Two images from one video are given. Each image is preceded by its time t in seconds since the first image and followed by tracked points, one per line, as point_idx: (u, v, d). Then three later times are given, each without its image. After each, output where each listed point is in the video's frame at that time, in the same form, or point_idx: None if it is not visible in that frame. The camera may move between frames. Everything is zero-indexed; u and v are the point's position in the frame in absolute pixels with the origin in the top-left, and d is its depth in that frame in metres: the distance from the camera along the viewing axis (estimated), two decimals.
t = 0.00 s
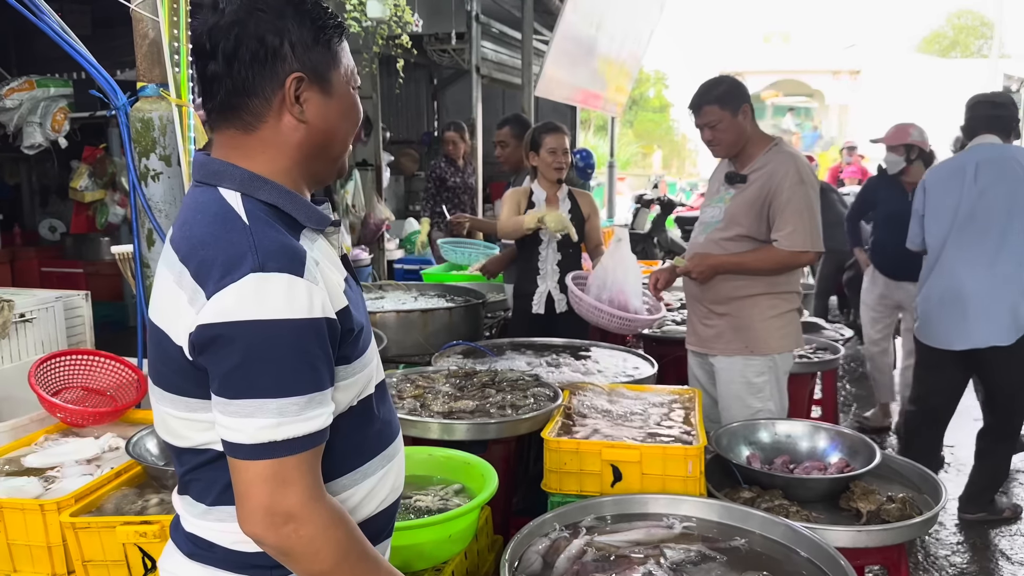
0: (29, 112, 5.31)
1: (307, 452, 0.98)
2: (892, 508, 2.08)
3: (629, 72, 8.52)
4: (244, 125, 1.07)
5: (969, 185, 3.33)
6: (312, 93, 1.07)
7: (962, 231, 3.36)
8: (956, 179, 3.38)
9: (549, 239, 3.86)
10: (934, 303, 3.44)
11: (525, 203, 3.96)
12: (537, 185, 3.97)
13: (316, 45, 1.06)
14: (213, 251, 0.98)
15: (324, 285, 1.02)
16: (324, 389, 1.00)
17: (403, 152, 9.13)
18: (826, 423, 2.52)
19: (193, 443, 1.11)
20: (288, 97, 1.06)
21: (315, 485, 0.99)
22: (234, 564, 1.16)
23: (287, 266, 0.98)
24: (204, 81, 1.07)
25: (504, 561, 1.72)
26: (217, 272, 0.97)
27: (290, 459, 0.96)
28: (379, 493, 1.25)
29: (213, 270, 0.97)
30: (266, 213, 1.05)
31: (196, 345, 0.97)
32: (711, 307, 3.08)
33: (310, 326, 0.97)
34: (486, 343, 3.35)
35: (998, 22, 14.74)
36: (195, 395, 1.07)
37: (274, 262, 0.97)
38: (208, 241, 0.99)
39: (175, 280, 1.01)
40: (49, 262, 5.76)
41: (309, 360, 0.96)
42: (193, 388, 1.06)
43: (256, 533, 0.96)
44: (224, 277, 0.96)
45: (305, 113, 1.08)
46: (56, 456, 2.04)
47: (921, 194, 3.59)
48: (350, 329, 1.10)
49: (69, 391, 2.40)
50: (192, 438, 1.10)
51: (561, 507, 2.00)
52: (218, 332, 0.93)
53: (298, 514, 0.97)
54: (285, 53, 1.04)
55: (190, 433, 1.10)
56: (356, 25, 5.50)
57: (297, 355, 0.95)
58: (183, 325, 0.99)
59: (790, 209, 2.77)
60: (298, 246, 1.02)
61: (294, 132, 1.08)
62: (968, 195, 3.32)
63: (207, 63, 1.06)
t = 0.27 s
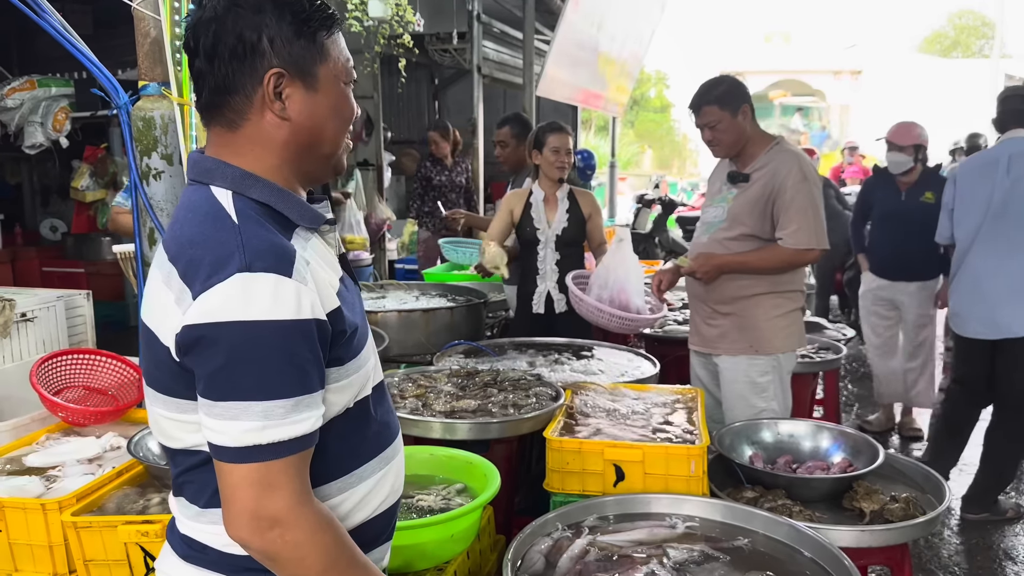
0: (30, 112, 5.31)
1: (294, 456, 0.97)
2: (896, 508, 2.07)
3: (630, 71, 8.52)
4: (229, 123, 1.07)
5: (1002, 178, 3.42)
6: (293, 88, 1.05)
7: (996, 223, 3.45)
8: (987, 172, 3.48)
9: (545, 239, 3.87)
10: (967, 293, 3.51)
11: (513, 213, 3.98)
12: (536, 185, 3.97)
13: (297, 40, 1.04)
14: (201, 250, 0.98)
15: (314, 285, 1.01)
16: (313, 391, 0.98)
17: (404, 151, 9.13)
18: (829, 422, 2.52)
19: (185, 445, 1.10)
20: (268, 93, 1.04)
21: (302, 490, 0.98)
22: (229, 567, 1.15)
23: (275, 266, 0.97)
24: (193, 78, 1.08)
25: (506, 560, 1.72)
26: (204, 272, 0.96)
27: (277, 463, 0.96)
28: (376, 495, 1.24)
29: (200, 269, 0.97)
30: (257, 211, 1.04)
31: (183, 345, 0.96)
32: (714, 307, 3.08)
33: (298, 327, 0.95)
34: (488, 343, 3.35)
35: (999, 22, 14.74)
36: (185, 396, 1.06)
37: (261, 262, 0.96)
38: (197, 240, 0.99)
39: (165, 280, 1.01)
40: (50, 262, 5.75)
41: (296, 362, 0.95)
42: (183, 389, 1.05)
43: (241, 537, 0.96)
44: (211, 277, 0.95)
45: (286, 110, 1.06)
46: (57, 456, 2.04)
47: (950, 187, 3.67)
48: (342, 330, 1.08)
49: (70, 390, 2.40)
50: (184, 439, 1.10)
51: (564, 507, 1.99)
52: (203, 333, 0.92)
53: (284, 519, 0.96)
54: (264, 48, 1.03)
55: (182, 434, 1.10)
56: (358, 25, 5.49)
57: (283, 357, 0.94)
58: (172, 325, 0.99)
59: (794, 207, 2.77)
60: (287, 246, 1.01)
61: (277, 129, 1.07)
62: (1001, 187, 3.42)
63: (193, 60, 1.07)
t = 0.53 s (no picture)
0: (32, 112, 5.32)
1: (276, 467, 0.97)
2: (896, 509, 2.07)
3: (632, 71, 8.52)
4: (209, 125, 1.07)
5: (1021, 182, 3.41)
6: (270, 89, 1.04)
7: (1015, 227, 3.44)
8: (1007, 176, 3.48)
9: (542, 240, 3.86)
10: (988, 296, 3.53)
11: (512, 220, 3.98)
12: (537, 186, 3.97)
13: (275, 39, 1.03)
14: (181, 258, 0.98)
15: (295, 292, 1.00)
16: (295, 401, 0.98)
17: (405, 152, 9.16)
18: (830, 423, 2.52)
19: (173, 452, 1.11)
20: (245, 94, 1.03)
21: (284, 500, 0.98)
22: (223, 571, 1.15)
23: (253, 274, 0.96)
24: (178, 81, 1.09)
25: (506, 561, 1.72)
26: (183, 280, 0.96)
27: (258, 474, 0.95)
28: (370, 500, 1.23)
29: (179, 278, 0.97)
30: (240, 218, 1.03)
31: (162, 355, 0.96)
32: (717, 308, 3.08)
33: (277, 336, 0.95)
34: (489, 344, 3.35)
35: (1001, 22, 14.74)
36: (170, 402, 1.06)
37: (240, 270, 0.96)
38: (177, 248, 0.99)
39: (147, 289, 1.01)
40: (52, 263, 5.76)
41: (276, 371, 0.95)
42: (167, 397, 1.05)
43: (224, 548, 0.96)
44: (189, 286, 0.95)
45: (263, 111, 1.05)
46: (59, 456, 2.04)
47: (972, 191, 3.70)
48: (327, 337, 1.07)
49: (72, 391, 2.41)
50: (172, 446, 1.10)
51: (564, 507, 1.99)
52: (181, 343, 0.92)
53: (266, 530, 0.96)
54: (240, 49, 1.02)
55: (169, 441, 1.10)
56: (359, 25, 5.49)
57: (261, 367, 0.93)
58: (151, 333, 0.99)
59: (802, 206, 2.77)
60: (268, 253, 1.01)
61: (256, 131, 1.06)
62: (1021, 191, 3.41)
63: (177, 63, 1.08)
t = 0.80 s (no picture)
0: (35, 113, 5.32)
1: (251, 475, 0.97)
2: (898, 510, 2.07)
3: (634, 71, 8.52)
4: (186, 129, 1.08)
5: None
6: (243, 91, 1.03)
7: None
8: None
9: (545, 240, 3.87)
10: (1004, 291, 3.74)
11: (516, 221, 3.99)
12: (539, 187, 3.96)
13: (246, 40, 1.02)
14: (157, 264, 0.97)
15: (271, 299, 0.99)
16: (270, 408, 0.97)
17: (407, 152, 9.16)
18: (831, 424, 2.51)
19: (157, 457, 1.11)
20: (216, 97, 1.03)
21: (261, 510, 0.98)
22: None
23: (226, 281, 0.96)
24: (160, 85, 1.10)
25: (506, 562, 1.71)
26: (156, 287, 0.96)
27: (233, 482, 0.95)
28: (361, 504, 1.23)
29: (153, 284, 0.96)
30: (217, 223, 1.03)
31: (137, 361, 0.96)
32: (725, 310, 3.07)
33: (249, 343, 0.94)
34: (490, 344, 3.35)
35: (1005, 22, 14.71)
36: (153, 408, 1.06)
37: (212, 277, 0.95)
38: (154, 253, 0.99)
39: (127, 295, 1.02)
40: (54, 263, 5.75)
41: (248, 379, 0.94)
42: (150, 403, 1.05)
43: (201, 556, 0.97)
44: (162, 292, 0.95)
45: (235, 114, 1.04)
46: (60, 457, 2.04)
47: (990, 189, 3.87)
48: (307, 343, 1.06)
49: (73, 391, 2.41)
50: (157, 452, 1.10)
51: (566, 508, 1.99)
52: (152, 351, 0.92)
53: (242, 539, 0.96)
54: (211, 51, 1.02)
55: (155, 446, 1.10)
56: (361, 26, 5.49)
57: (232, 375, 0.93)
58: (126, 339, 0.99)
59: (818, 208, 2.79)
60: (245, 259, 1.00)
61: (230, 134, 1.05)
62: None
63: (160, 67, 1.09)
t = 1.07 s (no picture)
0: (38, 113, 5.33)
1: (232, 480, 0.97)
2: (900, 511, 2.06)
3: (636, 72, 8.51)
4: (179, 129, 1.07)
5: None
6: (240, 92, 1.04)
7: None
8: None
9: (552, 242, 3.87)
10: None
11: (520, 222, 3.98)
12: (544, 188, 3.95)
13: (244, 40, 1.03)
14: (137, 267, 0.98)
15: (251, 301, 0.99)
16: (251, 412, 0.97)
17: (410, 152, 9.17)
18: (834, 424, 2.51)
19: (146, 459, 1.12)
20: (213, 98, 1.03)
21: (242, 515, 0.98)
22: None
23: (204, 284, 0.96)
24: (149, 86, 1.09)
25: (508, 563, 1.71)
26: (135, 291, 0.96)
27: (214, 487, 0.96)
28: (356, 505, 1.23)
29: (132, 288, 0.97)
30: (199, 225, 1.03)
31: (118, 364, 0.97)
32: (726, 317, 3.03)
33: (226, 347, 0.94)
34: (492, 345, 3.35)
35: (1008, 22, 14.68)
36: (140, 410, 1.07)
37: (189, 280, 0.95)
38: (135, 257, 0.99)
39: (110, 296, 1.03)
40: (58, 263, 5.76)
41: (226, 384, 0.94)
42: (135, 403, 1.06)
43: (185, 560, 0.97)
44: (141, 296, 0.95)
45: (232, 115, 1.04)
46: (62, 457, 2.05)
47: None
48: (291, 346, 1.05)
49: (76, 391, 2.41)
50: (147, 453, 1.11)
51: (568, 508, 1.99)
52: (130, 355, 0.92)
53: (224, 543, 0.96)
54: (208, 51, 1.02)
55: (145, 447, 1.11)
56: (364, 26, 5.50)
57: (208, 379, 0.93)
58: (108, 342, 1.00)
59: (834, 219, 2.79)
60: (225, 262, 1.00)
61: (226, 135, 1.05)
62: None
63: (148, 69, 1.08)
